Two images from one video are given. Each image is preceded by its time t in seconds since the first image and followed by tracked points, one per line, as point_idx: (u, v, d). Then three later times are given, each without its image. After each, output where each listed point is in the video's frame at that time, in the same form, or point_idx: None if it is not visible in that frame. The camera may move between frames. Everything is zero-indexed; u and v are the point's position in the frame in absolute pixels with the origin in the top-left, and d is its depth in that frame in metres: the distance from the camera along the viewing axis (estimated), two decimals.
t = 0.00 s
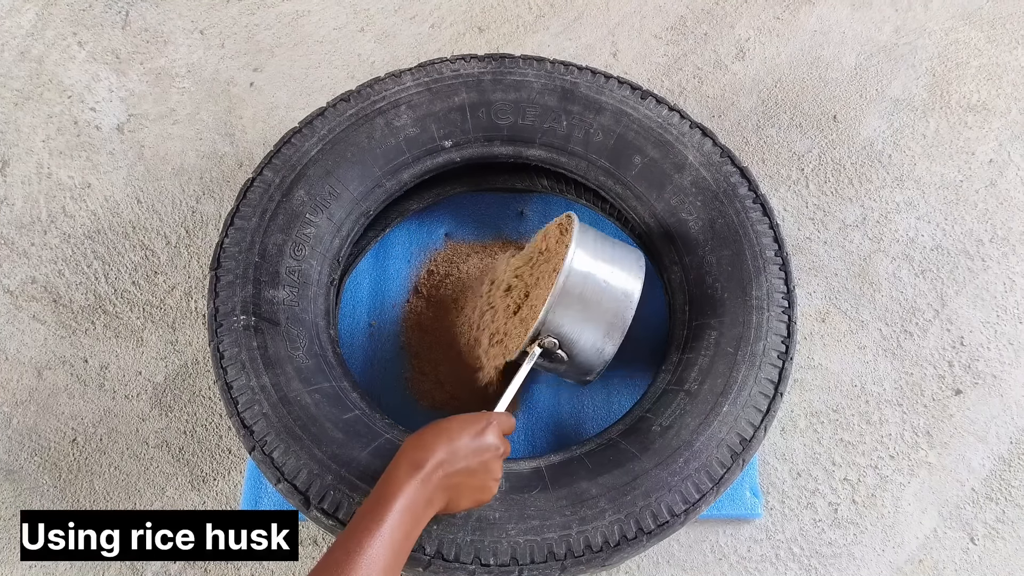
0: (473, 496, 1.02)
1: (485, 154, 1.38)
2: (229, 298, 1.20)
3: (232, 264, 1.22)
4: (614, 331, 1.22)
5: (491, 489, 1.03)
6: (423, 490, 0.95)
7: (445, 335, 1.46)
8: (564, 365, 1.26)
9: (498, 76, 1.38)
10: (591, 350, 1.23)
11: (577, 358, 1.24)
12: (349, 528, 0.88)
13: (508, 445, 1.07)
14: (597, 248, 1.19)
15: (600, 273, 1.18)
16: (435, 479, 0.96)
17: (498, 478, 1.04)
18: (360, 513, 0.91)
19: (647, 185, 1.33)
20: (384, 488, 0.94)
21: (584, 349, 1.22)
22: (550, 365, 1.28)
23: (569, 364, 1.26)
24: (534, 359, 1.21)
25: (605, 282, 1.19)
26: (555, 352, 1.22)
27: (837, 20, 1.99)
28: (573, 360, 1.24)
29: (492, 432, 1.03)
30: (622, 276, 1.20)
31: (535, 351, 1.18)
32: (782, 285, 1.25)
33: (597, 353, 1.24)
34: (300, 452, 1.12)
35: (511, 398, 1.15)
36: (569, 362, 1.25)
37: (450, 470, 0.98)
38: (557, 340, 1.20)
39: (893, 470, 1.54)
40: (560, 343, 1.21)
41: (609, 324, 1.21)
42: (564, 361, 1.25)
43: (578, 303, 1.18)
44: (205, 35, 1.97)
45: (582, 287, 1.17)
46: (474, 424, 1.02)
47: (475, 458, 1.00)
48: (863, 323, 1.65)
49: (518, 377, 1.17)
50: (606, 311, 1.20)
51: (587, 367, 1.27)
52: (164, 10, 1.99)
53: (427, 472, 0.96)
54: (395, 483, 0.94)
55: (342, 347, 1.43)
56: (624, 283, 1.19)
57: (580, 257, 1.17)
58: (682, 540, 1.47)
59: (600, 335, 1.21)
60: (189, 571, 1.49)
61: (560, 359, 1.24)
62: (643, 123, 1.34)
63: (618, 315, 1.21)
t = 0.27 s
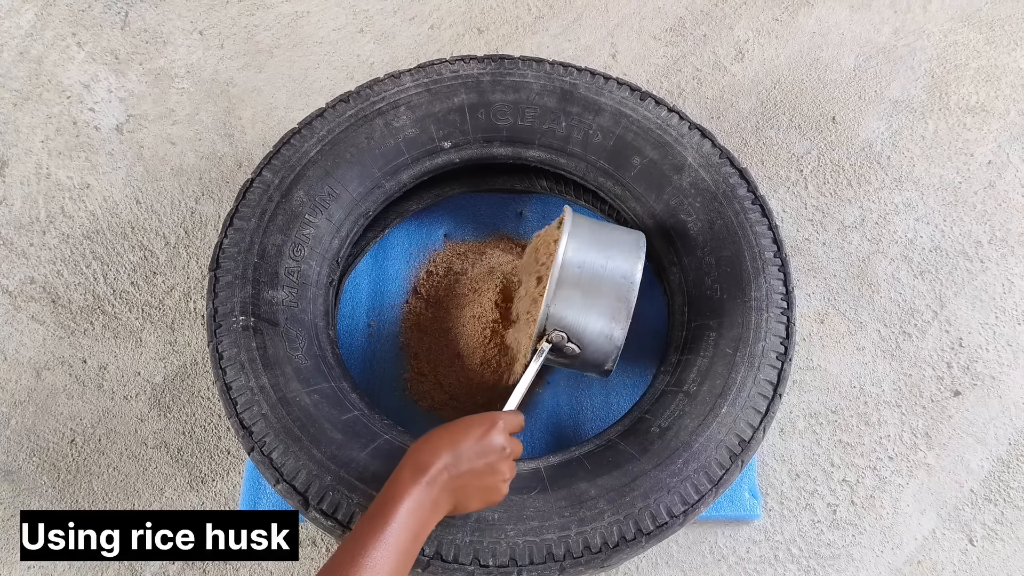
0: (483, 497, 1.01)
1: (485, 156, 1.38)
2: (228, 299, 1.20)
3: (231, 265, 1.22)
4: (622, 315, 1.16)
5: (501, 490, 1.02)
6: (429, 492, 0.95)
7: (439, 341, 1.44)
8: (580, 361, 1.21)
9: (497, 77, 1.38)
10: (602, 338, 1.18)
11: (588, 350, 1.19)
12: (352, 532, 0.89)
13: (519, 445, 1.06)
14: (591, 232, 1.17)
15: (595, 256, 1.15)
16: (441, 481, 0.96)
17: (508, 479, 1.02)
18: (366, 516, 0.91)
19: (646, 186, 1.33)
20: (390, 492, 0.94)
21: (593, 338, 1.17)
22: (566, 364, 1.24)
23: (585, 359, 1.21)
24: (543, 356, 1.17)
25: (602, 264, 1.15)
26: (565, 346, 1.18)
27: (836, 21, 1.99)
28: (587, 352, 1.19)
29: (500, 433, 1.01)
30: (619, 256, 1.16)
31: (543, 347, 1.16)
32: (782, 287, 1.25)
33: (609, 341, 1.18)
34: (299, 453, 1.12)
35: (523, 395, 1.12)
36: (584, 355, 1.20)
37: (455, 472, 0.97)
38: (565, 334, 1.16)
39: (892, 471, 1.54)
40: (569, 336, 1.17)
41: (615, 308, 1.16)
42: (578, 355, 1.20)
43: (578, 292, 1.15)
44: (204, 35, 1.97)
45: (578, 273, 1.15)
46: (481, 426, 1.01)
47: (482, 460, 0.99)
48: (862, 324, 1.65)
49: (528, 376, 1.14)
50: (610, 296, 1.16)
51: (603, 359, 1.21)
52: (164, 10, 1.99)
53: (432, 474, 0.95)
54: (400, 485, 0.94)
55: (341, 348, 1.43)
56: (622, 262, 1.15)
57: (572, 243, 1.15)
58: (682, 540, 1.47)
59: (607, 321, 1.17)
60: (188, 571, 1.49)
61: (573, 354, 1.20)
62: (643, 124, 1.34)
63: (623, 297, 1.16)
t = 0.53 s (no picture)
0: (487, 491, 1.00)
1: (484, 156, 1.38)
2: (228, 299, 1.20)
3: (231, 265, 1.22)
4: (613, 296, 1.14)
5: (504, 484, 1.01)
6: (429, 490, 0.94)
7: (437, 341, 1.44)
8: (581, 352, 1.19)
9: (497, 78, 1.38)
10: (596, 323, 1.16)
11: (586, 337, 1.17)
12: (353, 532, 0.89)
13: (521, 439, 1.05)
14: (570, 222, 1.18)
15: (576, 243, 1.15)
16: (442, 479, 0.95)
17: (512, 474, 1.02)
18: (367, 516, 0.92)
19: (645, 187, 1.33)
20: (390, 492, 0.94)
21: (588, 323, 1.15)
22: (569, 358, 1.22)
23: (586, 348, 1.18)
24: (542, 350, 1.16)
25: (584, 249, 1.15)
26: (562, 338, 1.16)
27: (835, 23, 2.00)
28: (586, 340, 1.17)
29: (500, 428, 1.00)
30: (600, 239, 1.16)
31: (540, 340, 1.15)
32: (781, 287, 1.25)
33: (604, 324, 1.15)
34: (299, 453, 1.12)
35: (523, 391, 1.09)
36: (583, 344, 1.18)
37: (455, 470, 0.96)
38: (559, 325, 1.15)
39: (891, 472, 1.54)
40: (564, 326, 1.15)
41: (604, 290, 1.14)
42: (578, 345, 1.18)
43: (564, 279, 1.14)
44: (204, 36, 1.97)
45: (562, 262, 1.14)
46: (480, 422, 1.00)
47: (483, 456, 0.98)
48: (861, 325, 1.66)
49: (527, 371, 1.12)
50: (597, 278, 1.14)
51: (603, 344, 1.18)
52: (164, 11, 2.00)
53: (432, 472, 0.95)
54: (400, 484, 0.94)
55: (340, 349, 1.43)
56: (603, 244, 1.15)
57: (552, 235, 1.16)
58: (681, 541, 1.47)
59: (599, 304, 1.15)
60: (187, 572, 1.49)
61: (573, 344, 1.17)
62: (642, 125, 1.35)
63: (610, 278, 1.14)
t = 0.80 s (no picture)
0: (488, 485, 0.99)
1: (483, 157, 1.38)
2: (226, 301, 1.20)
3: (228, 266, 1.21)
4: (589, 272, 1.12)
5: (504, 476, 1.00)
6: (427, 486, 0.94)
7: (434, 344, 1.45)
8: (576, 335, 1.17)
9: (495, 79, 1.38)
10: (580, 303, 1.13)
11: (575, 319, 1.14)
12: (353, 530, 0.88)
13: (518, 431, 1.05)
14: (532, 212, 1.16)
15: (542, 230, 1.14)
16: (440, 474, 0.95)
17: (510, 465, 1.01)
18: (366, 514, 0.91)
19: (644, 188, 1.33)
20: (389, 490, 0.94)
21: (573, 305, 1.13)
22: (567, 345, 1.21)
23: (579, 330, 1.16)
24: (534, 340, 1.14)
25: (550, 234, 1.13)
26: (551, 324, 1.14)
27: (834, 23, 1.99)
28: (577, 321, 1.14)
29: (491, 419, 1.00)
30: (564, 221, 1.14)
31: (531, 330, 1.13)
32: (780, 288, 1.25)
33: (589, 302, 1.13)
34: (297, 455, 1.11)
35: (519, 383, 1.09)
36: (575, 326, 1.15)
37: (453, 465, 0.96)
38: (544, 313, 1.13)
39: (890, 473, 1.54)
40: (550, 312, 1.14)
41: (579, 269, 1.12)
42: (570, 328, 1.16)
43: (538, 268, 1.12)
44: (202, 36, 1.96)
45: (531, 251, 1.12)
46: (471, 415, 1.00)
47: (480, 452, 0.98)
48: (860, 326, 1.65)
49: (521, 363, 1.11)
50: (570, 258, 1.12)
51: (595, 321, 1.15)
52: (162, 12, 1.99)
53: (428, 468, 0.95)
54: (397, 483, 0.94)
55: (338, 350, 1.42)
56: (569, 226, 1.14)
57: (518, 230, 1.14)
58: (680, 543, 1.46)
59: (579, 283, 1.12)
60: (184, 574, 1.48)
61: (565, 329, 1.16)
62: (641, 126, 1.34)
63: (582, 255, 1.12)
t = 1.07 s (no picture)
0: (488, 492, 0.97)
1: (483, 155, 1.37)
2: (224, 300, 1.18)
3: (227, 265, 1.20)
4: (573, 270, 1.10)
5: (504, 481, 0.98)
6: (425, 494, 0.92)
7: (433, 348, 1.43)
8: (570, 335, 1.15)
9: (496, 76, 1.36)
10: (569, 303, 1.11)
11: (567, 320, 1.13)
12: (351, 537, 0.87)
13: (518, 435, 1.03)
14: (508, 221, 1.15)
15: (520, 236, 1.12)
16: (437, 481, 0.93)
17: (510, 470, 0.99)
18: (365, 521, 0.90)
19: (646, 186, 1.32)
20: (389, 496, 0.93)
21: (562, 305, 1.11)
22: (565, 347, 1.19)
23: (572, 330, 1.14)
24: (527, 346, 1.12)
25: (529, 238, 1.12)
26: (544, 328, 1.12)
27: (836, 20, 1.98)
28: (570, 320, 1.13)
29: (488, 423, 0.99)
30: (541, 224, 1.13)
31: (524, 337, 1.12)
32: (783, 287, 1.24)
33: (578, 300, 1.11)
34: (296, 456, 1.10)
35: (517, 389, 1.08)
36: (568, 326, 1.13)
37: (452, 471, 0.95)
38: (535, 317, 1.11)
39: (893, 473, 1.53)
40: (540, 316, 1.12)
41: (562, 269, 1.10)
42: (563, 329, 1.14)
43: (521, 274, 1.10)
44: (200, 33, 1.95)
45: (512, 259, 1.11)
46: (467, 421, 0.99)
47: (479, 457, 0.96)
48: (863, 325, 1.64)
49: (517, 370, 1.10)
50: (552, 258, 1.10)
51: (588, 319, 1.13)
52: (160, 9, 1.98)
53: (425, 476, 0.93)
54: (395, 492, 0.92)
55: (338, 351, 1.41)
56: (546, 229, 1.13)
57: (496, 243, 1.13)
58: (681, 544, 1.45)
59: (564, 283, 1.10)
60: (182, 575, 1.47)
61: (559, 331, 1.14)
62: (642, 123, 1.33)
63: (563, 254, 1.11)
